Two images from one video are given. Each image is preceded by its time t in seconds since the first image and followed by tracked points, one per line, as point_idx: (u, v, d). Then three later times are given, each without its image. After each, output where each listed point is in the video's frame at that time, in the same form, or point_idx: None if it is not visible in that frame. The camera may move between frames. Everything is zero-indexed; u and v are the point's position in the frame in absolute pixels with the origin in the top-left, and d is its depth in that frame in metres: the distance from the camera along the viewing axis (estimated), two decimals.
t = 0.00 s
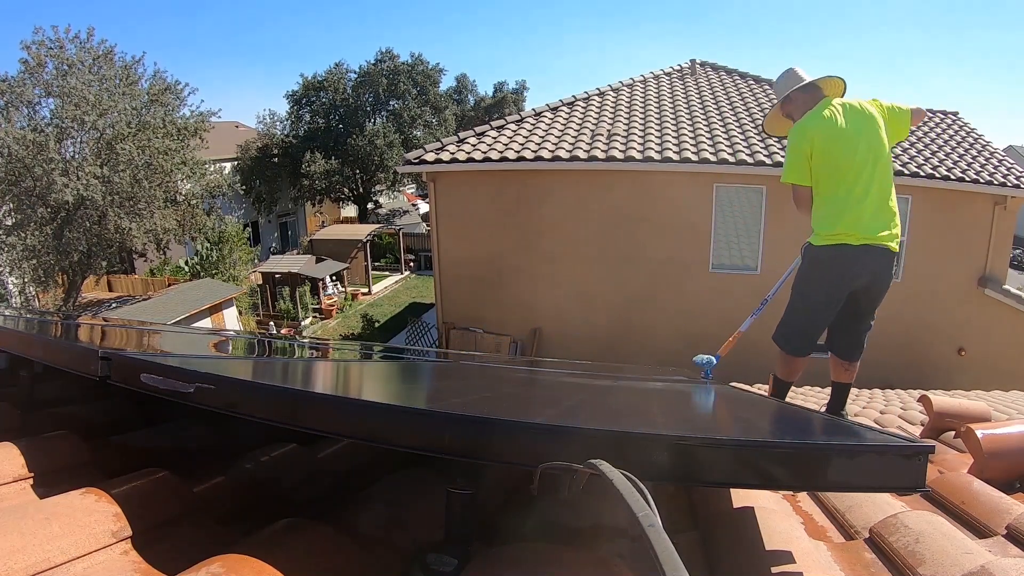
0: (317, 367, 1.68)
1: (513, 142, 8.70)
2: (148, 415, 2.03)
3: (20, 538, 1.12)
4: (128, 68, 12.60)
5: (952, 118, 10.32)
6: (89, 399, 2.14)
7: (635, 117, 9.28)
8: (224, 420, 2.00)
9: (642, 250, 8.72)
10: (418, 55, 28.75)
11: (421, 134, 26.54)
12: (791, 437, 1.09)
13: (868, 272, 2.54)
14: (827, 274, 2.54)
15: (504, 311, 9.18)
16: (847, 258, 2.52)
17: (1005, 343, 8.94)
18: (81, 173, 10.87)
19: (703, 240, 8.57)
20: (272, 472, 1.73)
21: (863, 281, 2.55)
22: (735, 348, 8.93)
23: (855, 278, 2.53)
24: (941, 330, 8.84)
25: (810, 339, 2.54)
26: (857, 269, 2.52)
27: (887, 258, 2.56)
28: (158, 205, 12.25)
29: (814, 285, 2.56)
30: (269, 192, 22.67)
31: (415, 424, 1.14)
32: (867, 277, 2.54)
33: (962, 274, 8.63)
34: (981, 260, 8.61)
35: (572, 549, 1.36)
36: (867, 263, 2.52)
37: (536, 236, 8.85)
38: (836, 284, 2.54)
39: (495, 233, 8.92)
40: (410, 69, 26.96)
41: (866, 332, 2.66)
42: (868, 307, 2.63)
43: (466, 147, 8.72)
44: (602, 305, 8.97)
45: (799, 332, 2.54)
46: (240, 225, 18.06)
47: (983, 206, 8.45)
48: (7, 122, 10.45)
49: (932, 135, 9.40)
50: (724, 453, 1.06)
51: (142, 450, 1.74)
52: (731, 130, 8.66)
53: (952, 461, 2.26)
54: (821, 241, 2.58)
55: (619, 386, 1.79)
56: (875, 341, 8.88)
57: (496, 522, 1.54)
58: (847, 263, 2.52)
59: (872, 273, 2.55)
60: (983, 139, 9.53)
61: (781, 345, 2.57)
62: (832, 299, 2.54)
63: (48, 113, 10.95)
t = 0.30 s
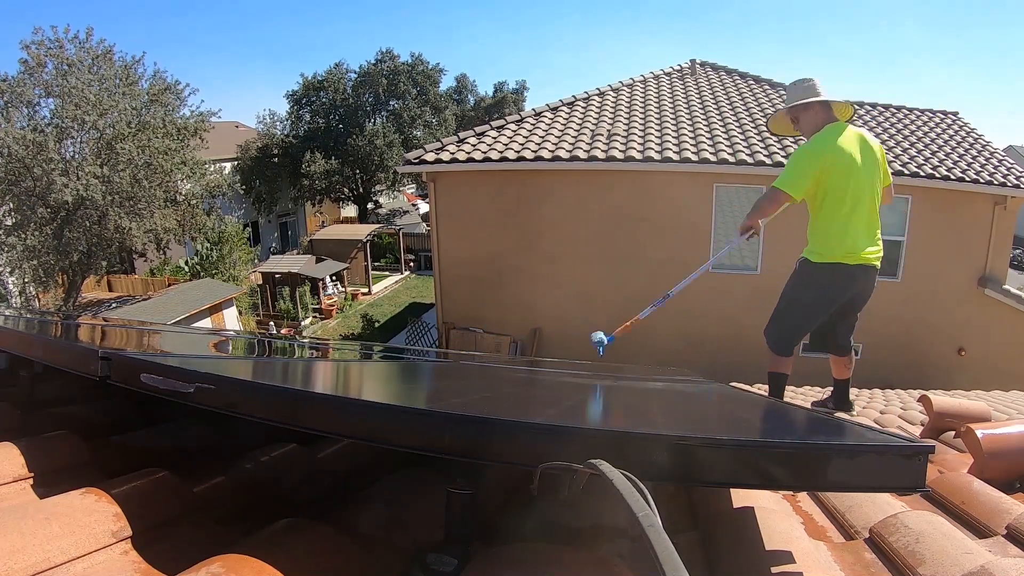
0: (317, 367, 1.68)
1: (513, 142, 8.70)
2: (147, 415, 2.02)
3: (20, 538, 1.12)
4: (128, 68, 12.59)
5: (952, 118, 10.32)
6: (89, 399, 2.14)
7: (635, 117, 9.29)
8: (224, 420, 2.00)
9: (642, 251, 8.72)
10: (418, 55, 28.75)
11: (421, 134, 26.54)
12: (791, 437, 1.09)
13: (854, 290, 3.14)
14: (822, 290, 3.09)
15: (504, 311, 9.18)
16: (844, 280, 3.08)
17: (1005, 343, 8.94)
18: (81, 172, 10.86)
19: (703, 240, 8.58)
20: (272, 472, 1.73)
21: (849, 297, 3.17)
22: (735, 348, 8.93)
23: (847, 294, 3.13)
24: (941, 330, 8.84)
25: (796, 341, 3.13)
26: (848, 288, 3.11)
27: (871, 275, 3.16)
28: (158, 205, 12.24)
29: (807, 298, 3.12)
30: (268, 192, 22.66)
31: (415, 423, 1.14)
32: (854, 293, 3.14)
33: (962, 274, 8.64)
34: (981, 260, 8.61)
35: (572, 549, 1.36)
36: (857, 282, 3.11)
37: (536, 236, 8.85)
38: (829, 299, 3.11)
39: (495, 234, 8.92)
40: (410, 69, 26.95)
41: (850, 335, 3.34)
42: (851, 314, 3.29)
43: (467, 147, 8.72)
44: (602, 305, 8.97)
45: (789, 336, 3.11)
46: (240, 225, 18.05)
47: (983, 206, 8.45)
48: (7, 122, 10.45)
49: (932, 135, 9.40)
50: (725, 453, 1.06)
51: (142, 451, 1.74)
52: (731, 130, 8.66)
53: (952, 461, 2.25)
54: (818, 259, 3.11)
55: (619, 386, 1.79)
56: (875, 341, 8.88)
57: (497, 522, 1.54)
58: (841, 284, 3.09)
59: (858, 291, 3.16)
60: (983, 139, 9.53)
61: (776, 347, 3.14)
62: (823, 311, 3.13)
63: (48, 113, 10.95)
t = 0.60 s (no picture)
0: (317, 367, 1.68)
1: (513, 142, 8.70)
2: (147, 415, 2.03)
3: (20, 539, 1.12)
4: (128, 68, 12.59)
5: (952, 118, 10.32)
6: (90, 399, 2.14)
7: (635, 117, 9.29)
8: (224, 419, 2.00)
9: (642, 251, 8.73)
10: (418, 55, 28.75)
11: (421, 134, 26.56)
12: (790, 437, 1.09)
13: (850, 288, 3.16)
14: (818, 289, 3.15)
15: (504, 311, 9.18)
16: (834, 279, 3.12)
17: (1005, 343, 8.94)
18: (81, 173, 10.85)
19: (703, 240, 8.58)
20: (273, 471, 1.73)
21: (847, 296, 3.21)
22: (735, 348, 8.93)
23: (842, 293, 3.17)
24: (942, 330, 8.84)
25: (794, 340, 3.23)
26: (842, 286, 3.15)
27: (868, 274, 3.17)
28: (158, 205, 12.24)
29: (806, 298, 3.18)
30: (269, 192, 22.66)
31: (416, 422, 1.14)
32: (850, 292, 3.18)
33: (962, 274, 8.63)
34: (981, 260, 8.61)
35: (572, 548, 1.36)
36: (851, 282, 3.15)
37: (537, 236, 8.85)
38: (825, 298, 3.16)
39: (495, 234, 8.92)
40: (410, 69, 26.95)
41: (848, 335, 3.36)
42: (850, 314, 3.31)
43: (466, 147, 8.72)
44: (602, 305, 8.97)
45: (788, 333, 3.21)
46: (240, 225, 18.05)
47: (983, 206, 8.45)
48: (7, 122, 10.44)
49: (932, 135, 9.40)
50: (725, 453, 1.06)
51: (143, 450, 1.74)
52: (730, 130, 8.66)
53: (952, 461, 2.26)
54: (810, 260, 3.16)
55: (619, 386, 1.79)
56: (875, 341, 8.88)
57: (497, 522, 1.54)
58: (836, 281, 3.13)
59: (855, 288, 3.18)
60: (983, 139, 9.53)
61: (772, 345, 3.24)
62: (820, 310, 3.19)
63: (48, 113, 10.94)
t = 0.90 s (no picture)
0: (317, 367, 1.68)
1: (513, 142, 8.70)
2: (146, 415, 2.02)
3: (20, 538, 1.12)
4: (128, 68, 12.58)
5: (951, 118, 10.32)
6: (90, 399, 2.13)
7: (635, 117, 9.29)
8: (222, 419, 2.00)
9: (642, 251, 8.72)
10: (418, 55, 28.74)
11: (421, 134, 26.57)
12: (790, 437, 1.09)
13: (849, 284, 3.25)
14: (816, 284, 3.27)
15: (504, 311, 9.18)
16: (833, 273, 3.23)
17: (1005, 343, 8.94)
18: (80, 173, 10.86)
19: (703, 240, 8.58)
20: (272, 472, 1.73)
21: (844, 292, 3.28)
22: (735, 349, 8.93)
23: (841, 289, 3.26)
24: (942, 330, 8.84)
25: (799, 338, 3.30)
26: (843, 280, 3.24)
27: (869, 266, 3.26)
28: (158, 205, 12.24)
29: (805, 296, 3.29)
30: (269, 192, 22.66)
31: (415, 423, 1.14)
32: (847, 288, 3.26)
33: (962, 274, 8.64)
34: (981, 260, 8.61)
35: (572, 549, 1.36)
36: (849, 274, 3.23)
37: (537, 236, 8.85)
38: (825, 294, 3.26)
39: (495, 234, 8.92)
40: (410, 69, 26.95)
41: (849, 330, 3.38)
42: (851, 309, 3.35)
43: (467, 147, 8.72)
44: (602, 305, 8.97)
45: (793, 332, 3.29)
46: (240, 225, 18.05)
47: (983, 206, 8.45)
48: (7, 122, 10.44)
49: (932, 135, 9.40)
50: (725, 453, 1.06)
51: (142, 451, 1.73)
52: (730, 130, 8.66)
53: (952, 461, 2.26)
54: (814, 253, 3.29)
55: (619, 386, 1.79)
56: (875, 341, 8.87)
57: (497, 522, 1.54)
58: (836, 277, 3.24)
59: (853, 283, 3.26)
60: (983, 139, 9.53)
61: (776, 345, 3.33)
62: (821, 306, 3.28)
63: (48, 113, 10.94)
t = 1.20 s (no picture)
0: (317, 367, 1.68)
1: (513, 142, 8.70)
2: (146, 415, 2.02)
3: (20, 539, 1.12)
4: (128, 68, 12.57)
5: (951, 118, 10.32)
6: (90, 399, 2.14)
7: (635, 117, 9.29)
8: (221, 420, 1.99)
9: (642, 251, 8.72)
10: (418, 55, 28.74)
11: (421, 134, 26.57)
12: (790, 437, 1.09)
13: (838, 280, 3.23)
14: (807, 284, 3.23)
15: (504, 311, 9.18)
16: (820, 267, 3.20)
17: (1005, 343, 8.94)
18: (81, 173, 10.86)
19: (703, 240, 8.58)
20: (272, 472, 1.73)
21: (836, 288, 3.27)
22: (735, 348, 8.93)
23: (828, 286, 3.23)
24: (942, 330, 8.84)
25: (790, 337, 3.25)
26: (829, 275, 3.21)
27: (857, 263, 3.24)
28: (158, 205, 12.24)
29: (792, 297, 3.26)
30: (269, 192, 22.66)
31: (415, 423, 1.14)
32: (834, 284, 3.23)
33: (962, 274, 8.63)
34: (981, 260, 8.61)
35: (572, 548, 1.36)
36: (835, 268, 3.21)
37: (537, 236, 8.85)
38: (814, 291, 3.23)
39: (495, 234, 8.92)
40: (410, 69, 26.94)
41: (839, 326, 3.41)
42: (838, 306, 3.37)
43: (466, 147, 8.72)
44: (602, 305, 8.97)
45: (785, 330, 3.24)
46: (240, 225, 18.05)
47: (983, 206, 8.45)
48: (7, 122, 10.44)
49: (932, 134, 9.40)
50: (725, 453, 1.06)
51: (142, 451, 1.73)
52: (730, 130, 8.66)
53: (952, 461, 2.26)
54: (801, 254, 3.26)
55: (620, 386, 1.79)
56: (876, 341, 8.87)
57: (497, 522, 1.54)
58: (821, 271, 3.21)
59: (843, 278, 3.24)
60: (983, 139, 9.53)
61: (766, 344, 3.27)
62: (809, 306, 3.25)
63: (48, 113, 10.94)
